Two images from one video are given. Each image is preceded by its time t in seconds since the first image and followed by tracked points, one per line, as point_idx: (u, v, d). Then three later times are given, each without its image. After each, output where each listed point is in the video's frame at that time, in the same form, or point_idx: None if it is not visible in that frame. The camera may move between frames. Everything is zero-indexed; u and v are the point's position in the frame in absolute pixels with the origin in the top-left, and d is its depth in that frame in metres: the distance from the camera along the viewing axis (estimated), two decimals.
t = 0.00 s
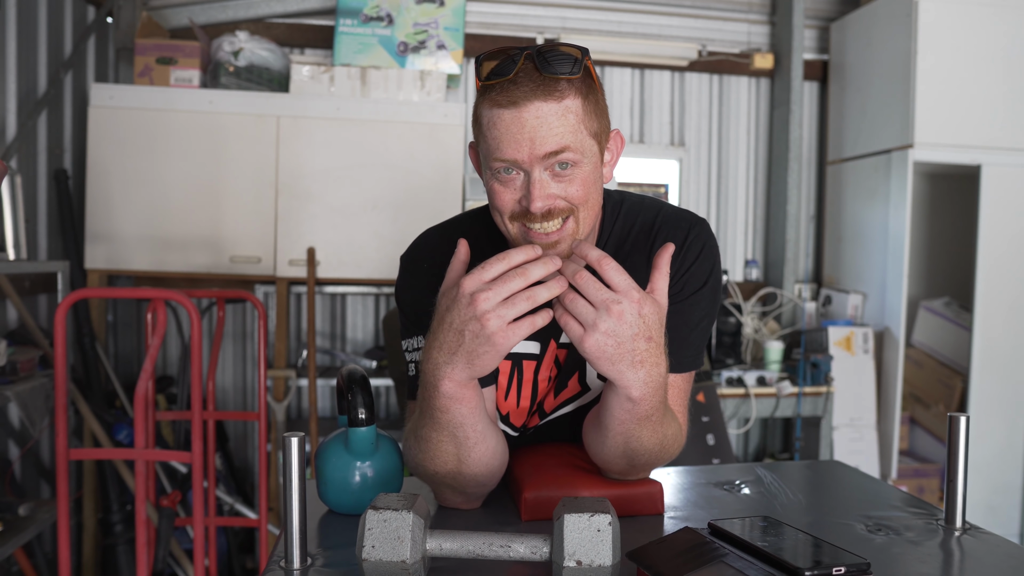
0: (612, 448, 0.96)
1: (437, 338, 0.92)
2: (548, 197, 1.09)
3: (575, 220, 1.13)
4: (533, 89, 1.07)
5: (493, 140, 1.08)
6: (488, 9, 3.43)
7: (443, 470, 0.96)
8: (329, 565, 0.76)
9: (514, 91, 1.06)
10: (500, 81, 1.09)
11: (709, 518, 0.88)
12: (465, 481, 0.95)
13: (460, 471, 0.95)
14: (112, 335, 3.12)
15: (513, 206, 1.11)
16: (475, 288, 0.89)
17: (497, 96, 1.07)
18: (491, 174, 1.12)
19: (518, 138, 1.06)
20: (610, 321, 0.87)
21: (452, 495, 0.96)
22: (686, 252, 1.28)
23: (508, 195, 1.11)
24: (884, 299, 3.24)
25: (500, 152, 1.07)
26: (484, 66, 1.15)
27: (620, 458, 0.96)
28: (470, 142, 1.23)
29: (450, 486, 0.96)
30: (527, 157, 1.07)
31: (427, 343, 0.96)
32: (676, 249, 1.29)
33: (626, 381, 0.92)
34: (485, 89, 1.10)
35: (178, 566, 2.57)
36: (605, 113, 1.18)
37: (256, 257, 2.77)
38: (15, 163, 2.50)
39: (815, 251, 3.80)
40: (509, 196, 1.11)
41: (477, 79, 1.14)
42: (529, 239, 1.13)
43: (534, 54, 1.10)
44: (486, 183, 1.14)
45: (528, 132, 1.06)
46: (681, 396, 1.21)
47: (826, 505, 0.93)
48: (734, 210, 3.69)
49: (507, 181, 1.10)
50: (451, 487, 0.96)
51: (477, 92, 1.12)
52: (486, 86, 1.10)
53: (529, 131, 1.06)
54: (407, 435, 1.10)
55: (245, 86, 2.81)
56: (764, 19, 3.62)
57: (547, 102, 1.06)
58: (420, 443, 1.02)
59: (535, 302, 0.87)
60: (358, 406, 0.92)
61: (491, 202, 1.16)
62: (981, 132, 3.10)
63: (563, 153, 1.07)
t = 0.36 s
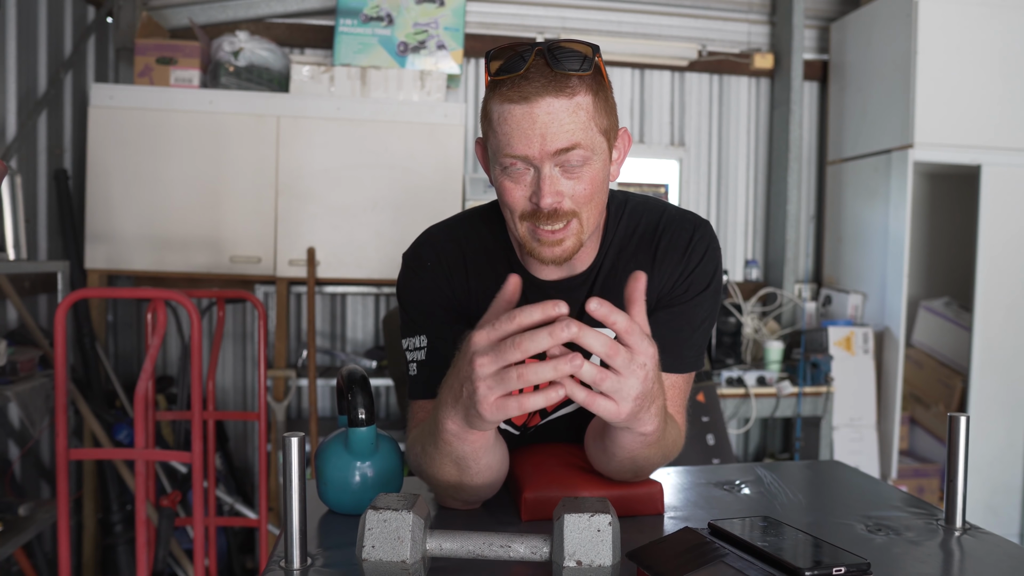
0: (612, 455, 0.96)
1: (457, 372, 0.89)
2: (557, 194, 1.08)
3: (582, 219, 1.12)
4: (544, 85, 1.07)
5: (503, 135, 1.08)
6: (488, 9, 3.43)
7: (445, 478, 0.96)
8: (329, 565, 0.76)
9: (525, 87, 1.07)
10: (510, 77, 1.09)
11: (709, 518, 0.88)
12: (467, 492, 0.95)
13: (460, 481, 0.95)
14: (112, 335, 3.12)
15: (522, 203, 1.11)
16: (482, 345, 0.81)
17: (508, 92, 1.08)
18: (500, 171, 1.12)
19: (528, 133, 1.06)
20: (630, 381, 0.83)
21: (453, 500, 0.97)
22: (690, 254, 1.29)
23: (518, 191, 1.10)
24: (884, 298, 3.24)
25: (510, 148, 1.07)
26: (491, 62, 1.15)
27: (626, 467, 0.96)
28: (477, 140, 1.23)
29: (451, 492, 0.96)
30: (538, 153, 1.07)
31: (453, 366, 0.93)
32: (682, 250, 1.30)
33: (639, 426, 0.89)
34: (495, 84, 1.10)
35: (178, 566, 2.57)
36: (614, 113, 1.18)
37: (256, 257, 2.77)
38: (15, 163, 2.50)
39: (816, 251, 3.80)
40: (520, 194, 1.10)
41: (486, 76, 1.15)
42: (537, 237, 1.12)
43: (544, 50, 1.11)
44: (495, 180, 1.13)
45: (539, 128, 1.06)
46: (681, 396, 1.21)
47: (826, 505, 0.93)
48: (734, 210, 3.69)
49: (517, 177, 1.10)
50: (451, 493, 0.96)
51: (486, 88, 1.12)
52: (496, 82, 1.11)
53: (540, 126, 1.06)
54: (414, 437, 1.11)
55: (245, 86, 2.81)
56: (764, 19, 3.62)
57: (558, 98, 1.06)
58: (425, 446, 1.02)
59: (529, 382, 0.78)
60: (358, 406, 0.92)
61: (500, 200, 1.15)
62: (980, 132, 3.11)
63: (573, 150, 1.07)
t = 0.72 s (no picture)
0: (604, 445, 0.97)
1: (481, 360, 0.91)
2: (554, 196, 1.08)
3: (577, 222, 1.12)
4: (540, 86, 1.07)
5: (500, 138, 1.08)
6: (488, 9, 3.43)
7: (455, 472, 0.96)
8: (329, 565, 0.76)
9: (521, 88, 1.07)
10: (506, 79, 1.10)
11: (709, 518, 0.88)
12: (472, 489, 0.95)
13: (470, 476, 0.95)
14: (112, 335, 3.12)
15: (520, 205, 1.11)
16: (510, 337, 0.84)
17: (504, 93, 1.08)
18: (497, 173, 1.12)
19: (524, 135, 1.06)
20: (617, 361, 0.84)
21: (455, 497, 0.96)
22: (688, 253, 1.30)
23: (516, 194, 1.11)
24: (884, 299, 3.24)
25: (507, 150, 1.07)
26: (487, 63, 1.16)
27: (621, 458, 0.96)
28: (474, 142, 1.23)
29: (456, 488, 0.96)
30: (534, 155, 1.07)
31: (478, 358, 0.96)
32: (680, 249, 1.30)
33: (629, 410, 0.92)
34: (491, 86, 1.11)
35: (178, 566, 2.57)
36: (611, 113, 1.18)
37: (256, 257, 2.77)
38: (15, 163, 2.50)
39: (816, 251, 3.80)
40: (518, 196, 1.10)
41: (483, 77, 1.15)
42: (534, 238, 1.12)
43: (541, 51, 1.11)
44: (492, 182, 1.13)
45: (535, 130, 1.06)
46: (680, 395, 1.21)
47: (826, 505, 0.93)
48: (734, 209, 3.69)
49: (514, 180, 1.10)
50: (455, 488, 0.96)
51: (483, 90, 1.12)
52: (492, 83, 1.11)
53: (536, 128, 1.06)
54: (416, 437, 1.12)
55: (245, 86, 2.81)
56: (764, 19, 3.62)
57: (553, 99, 1.07)
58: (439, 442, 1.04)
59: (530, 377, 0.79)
60: (358, 406, 0.92)
61: (497, 202, 1.15)
62: (980, 132, 3.11)
63: (569, 152, 1.07)
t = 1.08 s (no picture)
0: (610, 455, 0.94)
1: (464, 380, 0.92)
2: (544, 196, 1.08)
3: (569, 222, 1.11)
4: (531, 87, 1.08)
5: (491, 138, 1.08)
6: (488, 9, 3.43)
7: (450, 480, 0.95)
8: (329, 565, 0.76)
9: (512, 88, 1.07)
10: (498, 78, 1.10)
11: (709, 518, 0.88)
12: (472, 494, 0.95)
13: (466, 483, 0.94)
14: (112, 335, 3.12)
15: (510, 205, 1.10)
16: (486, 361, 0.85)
17: (496, 93, 1.08)
18: (488, 174, 1.12)
19: (515, 136, 1.06)
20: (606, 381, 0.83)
21: (454, 501, 0.96)
22: (685, 253, 1.29)
23: (507, 195, 1.10)
24: (884, 299, 3.24)
25: (498, 150, 1.07)
26: (481, 63, 1.16)
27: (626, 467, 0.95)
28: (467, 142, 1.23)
29: (457, 494, 0.95)
30: (524, 154, 1.07)
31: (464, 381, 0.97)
32: (677, 249, 1.30)
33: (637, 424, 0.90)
34: (483, 86, 1.11)
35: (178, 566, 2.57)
36: (604, 114, 1.18)
37: (256, 257, 2.77)
38: (15, 163, 2.50)
39: (816, 251, 3.80)
40: (510, 196, 1.10)
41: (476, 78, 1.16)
42: (524, 239, 1.11)
43: (533, 52, 1.12)
44: (484, 183, 1.13)
45: (525, 130, 1.06)
46: (679, 395, 1.20)
47: (826, 505, 0.93)
48: (734, 210, 3.69)
49: (505, 180, 1.10)
50: (454, 493, 0.96)
51: (475, 90, 1.13)
52: (485, 83, 1.11)
53: (526, 128, 1.06)
54: (416, 439, 1.11)
55: (245, 86, 2.81)
56: (764, 19, 3.62)
57: (545, 100, 1.07)
58: (433, 448, 1.01)
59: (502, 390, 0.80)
60: (358, 406, 0.92)
61: (490, 203, 1.15)
62: (980, 132, 3.11)
63: (560, 152, 1.07)
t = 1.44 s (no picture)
0: (604, 455, 0.95)
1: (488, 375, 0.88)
2: (543, 203, 1.08)
3: (569, 227, 1.12)
4: (529, 93, 1.07)
5: (490, 144, 1.08)
6: (488, 9, 3.43)
7: (459, 479, 0.95)
8: (329, 565, 0.76)
9: (510, 94, 1.07)
10: (497, 83, 1.09)
11: (709, 518, 0.88)
12: (477, 493, 0.95)
13: (474, 483, 0.94)
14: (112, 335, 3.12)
15: (509, 210, 1.11)
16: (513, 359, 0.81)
17: (494, 99, 1.08)
18: (488, 178, 1.12)
19: (513, 143, 1.06)
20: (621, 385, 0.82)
21: (455, 501, 0.96)
22: (684, 253, 1.29)
23: (506, 200, 1.11)
24: (884, 299, 3.24)
25: (496, 157, 1.07)
26: (481, 64, 1.16)
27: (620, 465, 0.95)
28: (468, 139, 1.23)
29: (460, 494, 0.95)
30: (522, 163, 1.06)
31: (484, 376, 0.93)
32: (676, 249, 1.30)
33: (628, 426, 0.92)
34: (482, 90, 1.11)
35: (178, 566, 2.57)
36: (603, 116, 1.17)
37: (256, 257, 2.77)
38: (15, 163, 2.50)
39: (816, 251, 3.80)
40: (509, 201, 1.11)
41: (476, 80, 1.15)
42: (524, 243, 1.12)
43: (532, 55, 1.11)
44: (484, 186, 1.14)
45: (523, 138, 1.06)
46: (678, 396, 1.20)
47: (826, 505, 0.93)
48: (734, 210, 3.69)
49: (504, 186, 1.10)
50: (458, 493, 0.96)
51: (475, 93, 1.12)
52: (484, 87, 1.11)
53: (524, 136, 1.05)
54: (418, 440, 1.11)
55: (245, 86, 2.81)
56: (764, 19, 3.62)
57: (543, 107, 1.06)
58: (441, 448, 1.02)
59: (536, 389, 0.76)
60: (358, 406, 0.92)
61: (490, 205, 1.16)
62: (980, 133, 3.11)
63: (559, 160, 1.07)
